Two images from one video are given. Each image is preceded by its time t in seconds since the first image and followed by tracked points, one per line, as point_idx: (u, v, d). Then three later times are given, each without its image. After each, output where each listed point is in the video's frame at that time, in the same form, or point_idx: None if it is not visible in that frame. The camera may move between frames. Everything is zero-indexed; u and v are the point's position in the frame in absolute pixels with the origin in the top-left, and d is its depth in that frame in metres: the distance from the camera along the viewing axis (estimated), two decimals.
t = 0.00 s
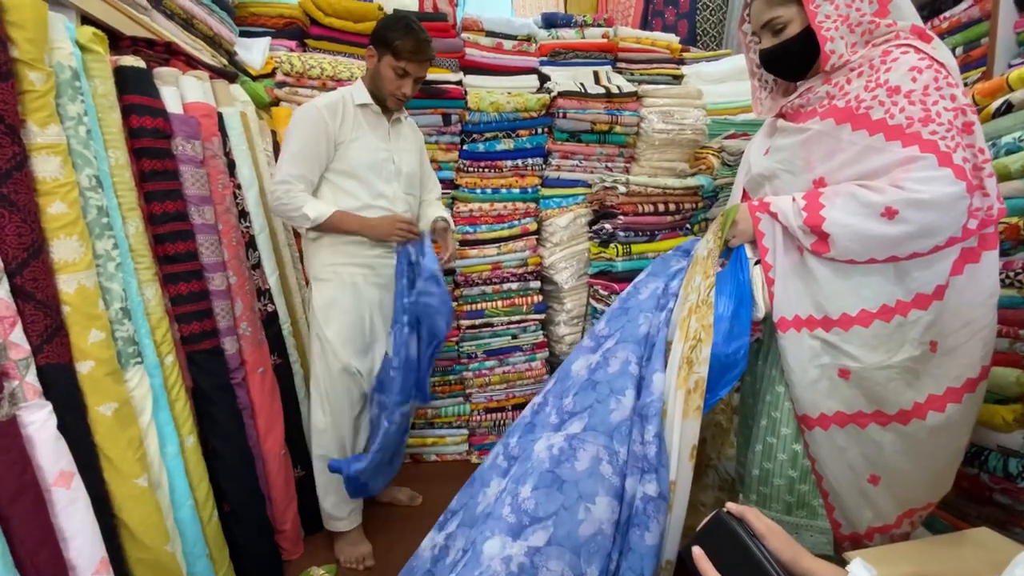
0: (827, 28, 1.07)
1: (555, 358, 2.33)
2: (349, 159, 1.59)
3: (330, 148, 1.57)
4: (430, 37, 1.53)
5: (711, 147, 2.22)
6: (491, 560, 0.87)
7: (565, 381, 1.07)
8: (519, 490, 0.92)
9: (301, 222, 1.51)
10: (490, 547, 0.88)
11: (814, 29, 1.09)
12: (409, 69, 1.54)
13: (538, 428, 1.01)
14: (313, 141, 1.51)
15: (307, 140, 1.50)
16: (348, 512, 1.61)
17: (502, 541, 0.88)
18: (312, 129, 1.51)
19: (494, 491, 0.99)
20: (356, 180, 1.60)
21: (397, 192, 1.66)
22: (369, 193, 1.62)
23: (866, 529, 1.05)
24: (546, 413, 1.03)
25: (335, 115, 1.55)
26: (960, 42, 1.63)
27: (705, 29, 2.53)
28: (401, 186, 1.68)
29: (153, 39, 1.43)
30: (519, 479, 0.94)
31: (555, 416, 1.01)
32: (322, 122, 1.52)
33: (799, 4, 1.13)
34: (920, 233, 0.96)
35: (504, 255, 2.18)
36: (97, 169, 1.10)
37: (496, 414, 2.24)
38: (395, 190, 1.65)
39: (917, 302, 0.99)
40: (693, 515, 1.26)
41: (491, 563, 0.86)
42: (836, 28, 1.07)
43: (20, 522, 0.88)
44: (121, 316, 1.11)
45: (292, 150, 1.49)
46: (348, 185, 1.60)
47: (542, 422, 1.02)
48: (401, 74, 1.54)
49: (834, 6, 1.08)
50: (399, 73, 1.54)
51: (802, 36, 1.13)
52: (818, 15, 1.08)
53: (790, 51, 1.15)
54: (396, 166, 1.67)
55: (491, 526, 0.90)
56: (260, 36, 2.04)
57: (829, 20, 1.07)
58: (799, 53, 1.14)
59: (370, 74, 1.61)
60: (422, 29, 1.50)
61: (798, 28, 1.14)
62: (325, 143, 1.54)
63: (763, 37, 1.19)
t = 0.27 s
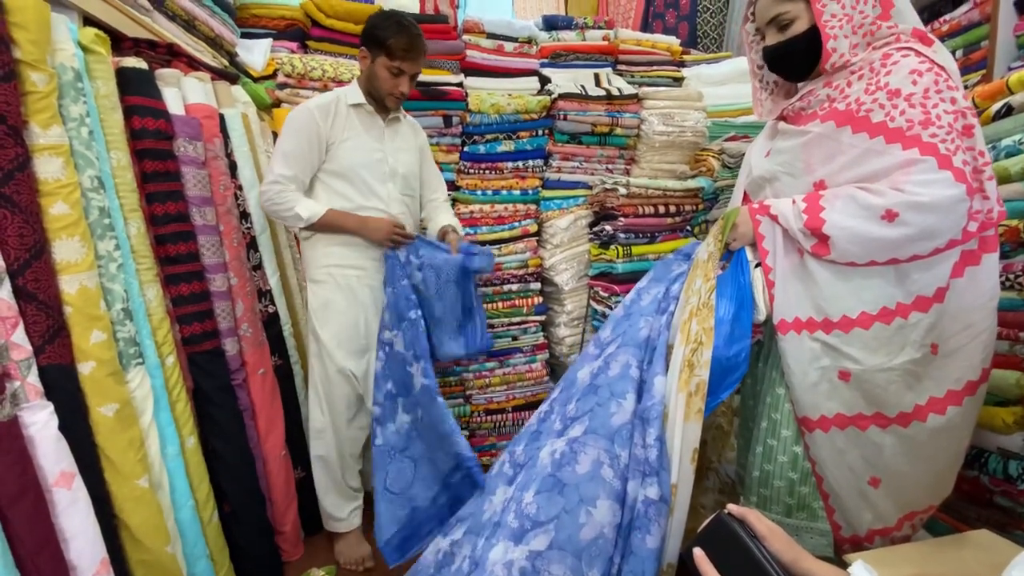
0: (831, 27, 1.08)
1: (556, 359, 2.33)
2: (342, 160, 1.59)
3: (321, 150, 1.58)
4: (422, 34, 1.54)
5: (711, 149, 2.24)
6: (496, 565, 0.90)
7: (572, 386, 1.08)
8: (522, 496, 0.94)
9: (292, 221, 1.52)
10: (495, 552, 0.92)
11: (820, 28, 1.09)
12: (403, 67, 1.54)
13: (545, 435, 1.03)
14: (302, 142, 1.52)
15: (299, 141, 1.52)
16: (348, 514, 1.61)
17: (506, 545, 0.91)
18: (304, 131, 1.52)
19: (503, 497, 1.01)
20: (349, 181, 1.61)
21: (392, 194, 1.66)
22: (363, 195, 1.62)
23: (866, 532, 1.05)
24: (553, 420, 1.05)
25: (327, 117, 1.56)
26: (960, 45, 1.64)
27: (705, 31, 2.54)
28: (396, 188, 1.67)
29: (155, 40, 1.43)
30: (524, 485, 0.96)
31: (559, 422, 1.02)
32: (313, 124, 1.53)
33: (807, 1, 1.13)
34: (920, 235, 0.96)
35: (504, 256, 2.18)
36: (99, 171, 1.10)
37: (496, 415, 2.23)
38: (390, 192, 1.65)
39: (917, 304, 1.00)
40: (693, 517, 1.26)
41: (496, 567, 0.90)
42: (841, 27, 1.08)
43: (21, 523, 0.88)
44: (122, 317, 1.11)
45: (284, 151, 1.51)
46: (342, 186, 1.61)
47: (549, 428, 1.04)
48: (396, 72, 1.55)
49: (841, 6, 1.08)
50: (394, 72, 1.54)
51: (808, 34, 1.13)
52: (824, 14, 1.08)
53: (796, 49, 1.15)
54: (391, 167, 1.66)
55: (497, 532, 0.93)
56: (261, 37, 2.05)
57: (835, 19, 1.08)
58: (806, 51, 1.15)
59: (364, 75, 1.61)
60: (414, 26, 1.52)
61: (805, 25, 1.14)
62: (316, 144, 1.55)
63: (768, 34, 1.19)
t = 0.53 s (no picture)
0: (833, 23, 1.08)
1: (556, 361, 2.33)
2: (340, 160, 1.59)
3: (320, 151, 1.58)
4: (410, 28, 1.54)
5: (711, 150, 2.18)
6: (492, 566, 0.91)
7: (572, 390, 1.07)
8: (519, 499, 0.94)
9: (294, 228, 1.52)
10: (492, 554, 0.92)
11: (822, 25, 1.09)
12: (392, 61, 1.54)
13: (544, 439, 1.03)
14: (300, 144, 1.53)
15: (296, 144, 1.52)
16: (348, 516, 1.61)
17: (502, 547, 0.92)
18: (302, 133, 1.52)
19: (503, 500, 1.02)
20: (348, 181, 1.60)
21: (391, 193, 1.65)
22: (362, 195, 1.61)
23: (868, 535, 1.05)
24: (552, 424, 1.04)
25: (323, 119, 1.56)
26: (959, 49, 1.64)
27: (704, 35, 2.54)
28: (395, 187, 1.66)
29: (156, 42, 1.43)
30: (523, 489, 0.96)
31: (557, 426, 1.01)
32: (308, 126, 1.53)
33: None
34: (920, 237, 0.96)
35: (505, 258, 2.18)
36: (100, 172, 1.10)
37: (495, 418, 2.23)
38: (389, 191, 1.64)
39: (918, 307, 1.00)
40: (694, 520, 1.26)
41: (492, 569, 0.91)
42: (842, 24, 1.08)
43: (19, 524, 0.87)
44: (122, 318, 1.11)
45: (282, 154, 1.51)
46: (341, 187, 1.61)
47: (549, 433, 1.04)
48: (386, 68, 1.54)
49: (845, 4, 1.08)
50: (383, 67, 1.54)
51: (812, 29, 1.13)
52: (828, 11, 1.08)
53: (798, 44, 1.14)
54: (389, 166, 1.65)
55: (494, 534, 0.94)
56: (261, 39, 2.05)
57: (837, 17, 1.08)
58: (808, 46, 1.14)
59: (356, 74, 1.62)
60: (401, 19, 1.52)
61: (809, 20, 1.14)
62: (314, 146, 1.55)
63: (771, 28, 1.19)
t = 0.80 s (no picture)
0: (825, 32, 1.08)
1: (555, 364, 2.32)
2: (340, 162, 1.59)
3: (320, 153, 1.57)
4: (403, 27, 1.54)
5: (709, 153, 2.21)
6: None
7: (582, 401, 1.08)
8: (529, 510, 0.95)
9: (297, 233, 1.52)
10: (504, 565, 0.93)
11: (815, 34, 1.09)
12: (387, 61, 1.54)
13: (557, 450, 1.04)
14: (300, 148, 1.52)
15: (297, 148, 1.52)
16: (347, 520, 1.61)
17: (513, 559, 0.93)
18: (302, 137, 1.52)
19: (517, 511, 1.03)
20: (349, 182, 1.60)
21: (393, 192, 1.65)
22: (364, 195, 1.62)
23: (869, 538, 1.04)
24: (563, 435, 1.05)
25: (322, 121, 1.55)
26: (956, 53, 1.65)
27: (703, 38, 2.55)
28: (396, 186, 1.66)
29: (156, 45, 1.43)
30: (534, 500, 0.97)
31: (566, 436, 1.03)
32: (308, 126, 1.53)
33: (803, 6, 1.13)
34: (919, 239, 0.96)
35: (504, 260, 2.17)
36: (99, 173, 1.10)
37: (495, 420, 2.22)
38: (390, 191, 1.64)
39: (918, 308, 1.00)
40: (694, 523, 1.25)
41: None
42: (836, 32, 1.08)
43: (15, 527, 0.87)
44: (120, 320, 1.10)
45: (282, 158, 1.51)
46: (342, 188, 1.61)
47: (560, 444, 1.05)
48: (381, 67, 1.54)
49: (835, 12, 1.08)
50: (379, 67, 1.54)
51: (803, 38, 1.13)
52: (819, 20, 1.08)
53: (791, 52, 1.15)
54: (389, 166, 1.65)
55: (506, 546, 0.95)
56: (262, 42, 2.05)
57: (829, 25, 1.08)
58: (801, 53, 1.14)
59: (351, 74, 1.62)
60: (396, 19, 1.53)
61: (800, 29, 1.14)
62: (314, 149, 1.54)
63: (764, 39, 1.19)
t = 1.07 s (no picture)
0: (813, 45, 1.10)
1: (553, 369, 2.32)
2: (338, 167, 1.59)
3: (320, 158, 1.57)
4: (398, 31, 1.55)
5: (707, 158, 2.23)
6: None
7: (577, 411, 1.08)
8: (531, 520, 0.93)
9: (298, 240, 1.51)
10: None
11: (803, 45, 1.11)
12: (382, 65, 1.55)
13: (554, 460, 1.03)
14: (300, 153, 1.52)
15: (295, 153, 1.52)
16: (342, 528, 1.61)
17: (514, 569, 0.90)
18: (300, 142, 1.52)
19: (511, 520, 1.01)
20: (347, 187, 1.60)
21: (391, 197, 1.66)
22: (363, 200, 1.62)
23: (868, 546, 1.04)
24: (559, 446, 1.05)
25: (319, 126, 1.56)
26: (952, 60, 1.66)
27: (700, 45, 2.57)
28: (394, 191, 1.67)
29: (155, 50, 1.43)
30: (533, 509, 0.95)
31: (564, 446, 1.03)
32: (306, 131, 1.53)
33: (790, 20, 1.15)
34: (914, 245, 0.96)
35: (502, 265, 2.17)
36: (97, 178, 1.10)
37: (493, 426, 2.22)
38: (389, 196, 1.65)
39: (917, 314, 0.99)
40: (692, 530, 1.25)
41: None
42: (824, 45, 1.10)
43: (9, 534, 0.86)
44: (116, 325, 1.10)
45: (280, 164, 1.51)
46: (340, 193, 1.61)
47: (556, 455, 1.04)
48: (376, 71, 1.55)
49: (823, 24, 1.10)
50: (373, 71, 1.55)
51: (793, 49, 1.14)
52: (807, 31, 1.11)
53: (783, 61, 1.15)
54: (386, 171, 1.66)
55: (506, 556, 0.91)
56: (260, 48, 2.05)
57: (817, 37, 1.10)
58: (792, 65, 1.15)
59: (347, 80, 1.62)
60: (391, 23, 1.53)
61: (788, 43, 1.16)
62: (313, 154, 1.55)
63: (755, 52, 1.21)
